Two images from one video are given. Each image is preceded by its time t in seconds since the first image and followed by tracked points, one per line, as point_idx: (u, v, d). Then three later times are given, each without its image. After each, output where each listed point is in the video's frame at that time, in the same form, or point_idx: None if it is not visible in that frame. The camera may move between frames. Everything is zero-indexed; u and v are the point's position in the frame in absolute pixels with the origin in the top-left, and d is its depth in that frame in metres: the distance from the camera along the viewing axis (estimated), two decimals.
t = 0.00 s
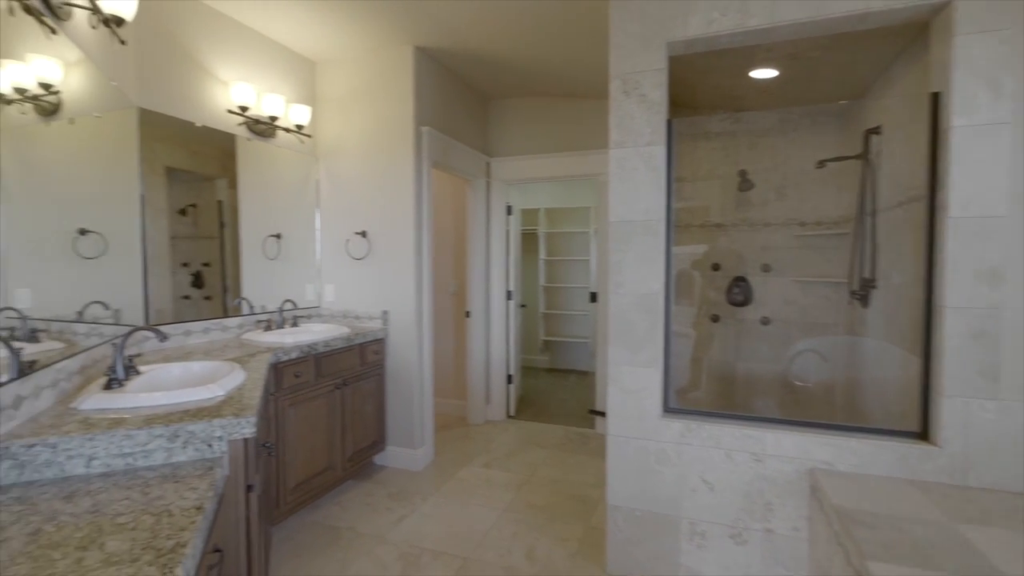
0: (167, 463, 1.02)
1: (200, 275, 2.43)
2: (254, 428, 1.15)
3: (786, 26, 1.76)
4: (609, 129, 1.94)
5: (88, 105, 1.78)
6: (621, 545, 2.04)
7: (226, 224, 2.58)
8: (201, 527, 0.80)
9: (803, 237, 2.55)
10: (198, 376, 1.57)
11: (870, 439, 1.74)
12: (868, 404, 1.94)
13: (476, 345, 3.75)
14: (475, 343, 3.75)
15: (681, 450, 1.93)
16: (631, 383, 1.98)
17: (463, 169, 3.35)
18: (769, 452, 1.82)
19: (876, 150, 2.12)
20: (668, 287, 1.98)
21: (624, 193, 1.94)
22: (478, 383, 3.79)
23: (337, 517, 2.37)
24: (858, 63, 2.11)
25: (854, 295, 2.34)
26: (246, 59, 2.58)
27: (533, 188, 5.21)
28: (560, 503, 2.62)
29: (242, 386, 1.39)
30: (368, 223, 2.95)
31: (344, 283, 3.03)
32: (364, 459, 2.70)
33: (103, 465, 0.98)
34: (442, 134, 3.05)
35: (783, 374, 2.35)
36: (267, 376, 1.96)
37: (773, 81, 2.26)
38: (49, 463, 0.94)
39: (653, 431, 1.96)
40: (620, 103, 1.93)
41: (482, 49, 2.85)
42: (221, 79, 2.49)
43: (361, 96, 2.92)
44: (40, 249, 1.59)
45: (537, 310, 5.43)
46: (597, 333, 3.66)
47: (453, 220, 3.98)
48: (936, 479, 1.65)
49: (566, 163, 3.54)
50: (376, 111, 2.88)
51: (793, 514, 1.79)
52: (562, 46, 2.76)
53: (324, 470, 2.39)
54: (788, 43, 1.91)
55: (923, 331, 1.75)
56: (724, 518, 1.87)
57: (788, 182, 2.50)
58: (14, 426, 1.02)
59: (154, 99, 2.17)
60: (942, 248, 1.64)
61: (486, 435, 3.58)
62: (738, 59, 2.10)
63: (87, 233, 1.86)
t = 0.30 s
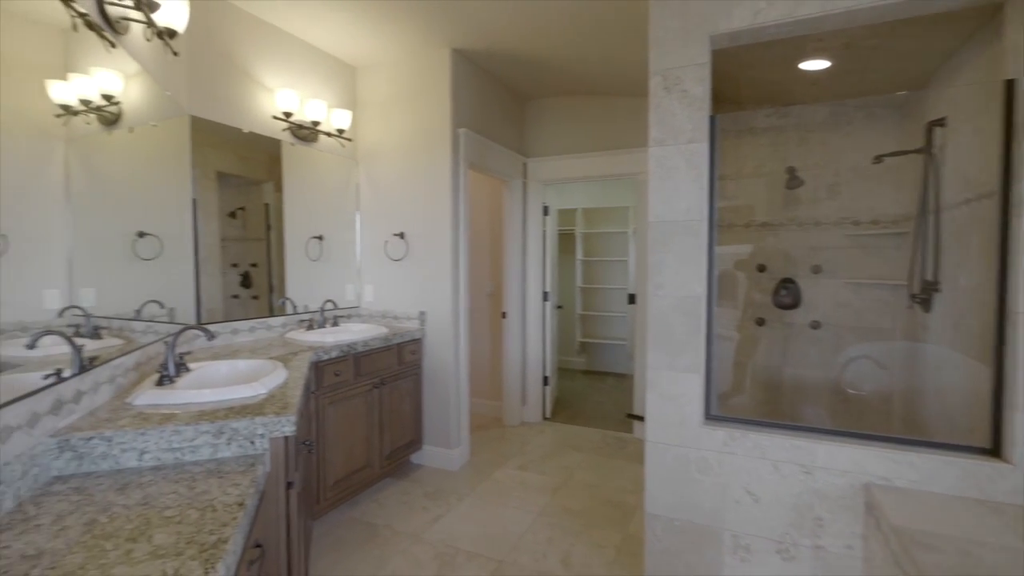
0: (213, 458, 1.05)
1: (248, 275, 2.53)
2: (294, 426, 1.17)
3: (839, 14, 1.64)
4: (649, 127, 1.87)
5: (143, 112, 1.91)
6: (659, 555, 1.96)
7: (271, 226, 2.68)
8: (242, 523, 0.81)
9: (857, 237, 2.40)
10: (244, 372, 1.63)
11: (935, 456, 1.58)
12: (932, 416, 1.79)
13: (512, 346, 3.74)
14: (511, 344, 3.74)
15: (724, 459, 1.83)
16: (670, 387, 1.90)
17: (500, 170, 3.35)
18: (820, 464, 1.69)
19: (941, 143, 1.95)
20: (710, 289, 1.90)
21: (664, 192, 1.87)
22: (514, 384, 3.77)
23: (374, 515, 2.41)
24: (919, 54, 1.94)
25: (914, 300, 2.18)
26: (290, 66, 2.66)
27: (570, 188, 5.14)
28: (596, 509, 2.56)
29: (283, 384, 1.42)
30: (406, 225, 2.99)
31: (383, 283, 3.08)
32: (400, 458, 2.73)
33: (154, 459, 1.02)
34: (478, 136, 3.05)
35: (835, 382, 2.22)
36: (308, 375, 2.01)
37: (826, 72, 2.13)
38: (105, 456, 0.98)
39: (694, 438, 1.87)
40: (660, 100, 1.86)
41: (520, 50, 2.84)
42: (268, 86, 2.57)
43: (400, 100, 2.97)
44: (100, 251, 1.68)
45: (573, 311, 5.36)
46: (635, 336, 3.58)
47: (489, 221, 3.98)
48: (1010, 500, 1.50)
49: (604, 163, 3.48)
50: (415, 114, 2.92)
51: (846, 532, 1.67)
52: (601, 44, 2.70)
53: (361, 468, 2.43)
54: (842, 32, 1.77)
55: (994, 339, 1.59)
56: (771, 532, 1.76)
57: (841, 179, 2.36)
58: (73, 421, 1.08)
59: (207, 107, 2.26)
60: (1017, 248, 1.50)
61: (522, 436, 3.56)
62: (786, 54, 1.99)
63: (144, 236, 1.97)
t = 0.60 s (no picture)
0: (252, 456, 1.08)
1: (291, 276, 2.62)
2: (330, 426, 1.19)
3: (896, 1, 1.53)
4: (688, 125, 1.81)
5: (195, 121, 1.99)
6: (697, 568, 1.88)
7: (313, 228, 2.76)
8: (277, 521, 0.83)
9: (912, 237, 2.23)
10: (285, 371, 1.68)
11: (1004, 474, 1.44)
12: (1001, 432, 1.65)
13: (546, 347, 3.71)
14: (545, 345, 3.71)
15: (767, 471, 1.74)
16: (709, 395, 1.82)
17: (534, 171, 3.33)
18: (872, 480, 1.59)
19: (1010, 134, 1.79)
20: (754, 292, 1.81)
21: (703, 192, 1.80)
22: (548, 387, 3.74)
23: (408, 514, 2.43)
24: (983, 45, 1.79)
25: (977, 304, 1.99)
26: (329, 73, 2.73)
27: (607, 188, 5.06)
28: (632, 516, 2.50)
29: (320, 384, 1.45)
30: (441, 226, 3.02)
31: (418, 285, 3.12)
32: (434, 458, 2.75)
33: (198, 455, 1.06)
34: (512, 137, 3.05)
35: (891, 392, 2.09)
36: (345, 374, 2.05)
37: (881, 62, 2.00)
38: (153, 451, 1.03)
39: (735, 448, 1.79)
40: (700, 97, 1.80)
41: (554, 49, 2.82)
42: (308, 93, 2.65)
43: (436, 103, 3.00)
44: (153, 254, 1.77)
45: (609, 313, 5.28)
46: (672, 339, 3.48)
47: (524, 221, 3.97)
48: None
49: (641, 161, 3.40)
50: (450, 117, 2.94)
51: (902, 553, 1.55)
52: (638, 41, 2.64)
53: (396, 467, 2.47)
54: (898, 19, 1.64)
55: None
56: (818, 550, 1.67)
57: (896, 175, 2.22)
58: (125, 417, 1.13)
59: (251, 114, 2.35)
60: None
61: (556, 439, 3.53)
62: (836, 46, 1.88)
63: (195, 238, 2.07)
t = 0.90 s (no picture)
0: (281, 454, 1.10)
1: (326, 276, 2.67)
2: (356, 426, 1.20)
3: None
4: (721, 120, 1.74)
5: (233, 126, 2.06)
6: None
7: (346, 229, 2.80)
8: (301, 521, 0.83)
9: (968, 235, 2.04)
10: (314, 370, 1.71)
11: None
12: None
13: (576, 349, 3.67)
14: (575, 347, 3.67)
15: (806, 482, 1.65)
16: (745, 402, 1.75)
17: (564, 170, 3.29)
18: (923, 495, 1.48)
19: None
20: (793, 294, 1.72)
21: (739, 191, 1.73)
22: (578, 389, 3.70)
23: (436, 514, 2.45)
24: None
25: None
26: (361, 76, 2.77)
27: (639, 187, 4.96)
28: (663, 523, 2.44)
29: (347, 384, 1.47)
30: (470, 227, 3.02)
31: (447, 285, 3.13)
32: (462, 458, 2.76)
33: (229, 452, 1.08)
34: (542, 136, 3.03)
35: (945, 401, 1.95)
36: (374, 374, 2.08)
37: (932, 50, 1.87)
38: (186, 447, 1.06)
39: (771, 458, 1.70)
40: (735, 91, 1.72)
41: (584, 47, 2.78)
42: (340, 96, 2.69)
43: (465, 104, 3.00)
44: (194, 255, 1.83)
45: (641, 314, 5.17)
46: (707, 342, 3.38)
47: (554, 221, 3.93)
48: None
49: (674, 159, 3.31)
50: (480, 117, 2.94)
51: None
52: (671, 35, 2.57)
53: (425, 466, 2.48)
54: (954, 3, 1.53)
55: None
56: (862, 568, 1.57)
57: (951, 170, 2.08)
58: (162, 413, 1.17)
59: (286, 119, 2.41)
60: None
61: (586, 442, 3.48)
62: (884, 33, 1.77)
63: (234, 240, 2.14)
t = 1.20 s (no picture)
0: (303, 455, 1.11)
1: (355, 277, 2.71)
2: (377, 428, 1.20)
3: None
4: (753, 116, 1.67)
5: (263, 130, 2.11)
6: None
7: (373, 230, 2.84)
8: (319, 524, 0.83)
9: None
10: (338, 370, 1.73)
11: None
12: None
13: (602, 351, 3.61)
14: (601, 349, 3.62)
15: (844, 496, 1.56)
16: (778, 410, 1.67)
17: (591, 170, 3.25)
18: (973, 513, 1.38)
19: None
20: (830, 297, 1.64)
21: (772, 189, 1.65)
22: (604, 392, 3.64)
23: (459, 515, 2.44)
24: None
25: None
26: (387, 79, 2.80)
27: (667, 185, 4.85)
28: (691, 532, 2.36)
29: (370, 385, 1.47)
30: (494, 228, 3.01)
31: (472, 286, 3.13)
32: (486, 460, 2.75)
33: (252, 451, 1.10)
34: (567, 135, 2.99)
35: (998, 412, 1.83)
36: (398, 375, 2.09)
37: (985, 36, 1.75)
38: (212, 446, 1.08)
39: (806, 469, 1.63)
40: (767, 85, 1.65)
41: (610, 44, 2.73)
42: (366, 99, 2.72)
43: (490, 104, 2.99)
44: (226, 256, 1.88)
45: (670, 315, 5.06)
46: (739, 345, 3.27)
47: (580, 222, 3.88)
48: None
49: (705, 157, 3.22)
50: (505, 117, 2.93)
51: None
52: (701, 30, 2.50)
53: (449, 467, 2.48)
54: None
55: None
56: None
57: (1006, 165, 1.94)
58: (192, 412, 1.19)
59: (315, 122, 2.46)
60: None
61: (612, 446, 3.42)
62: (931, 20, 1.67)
63: (265, 241, 2.19)
